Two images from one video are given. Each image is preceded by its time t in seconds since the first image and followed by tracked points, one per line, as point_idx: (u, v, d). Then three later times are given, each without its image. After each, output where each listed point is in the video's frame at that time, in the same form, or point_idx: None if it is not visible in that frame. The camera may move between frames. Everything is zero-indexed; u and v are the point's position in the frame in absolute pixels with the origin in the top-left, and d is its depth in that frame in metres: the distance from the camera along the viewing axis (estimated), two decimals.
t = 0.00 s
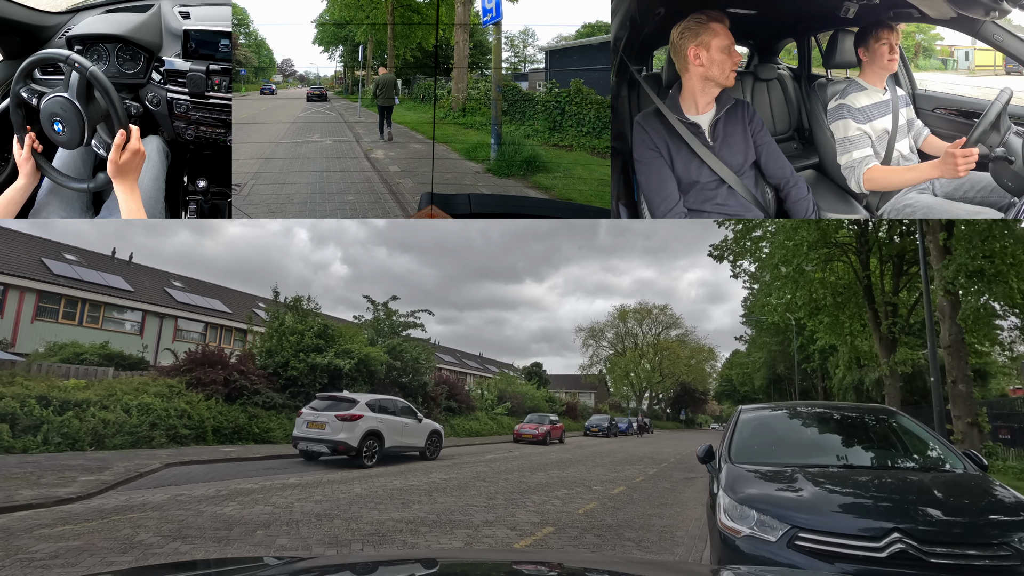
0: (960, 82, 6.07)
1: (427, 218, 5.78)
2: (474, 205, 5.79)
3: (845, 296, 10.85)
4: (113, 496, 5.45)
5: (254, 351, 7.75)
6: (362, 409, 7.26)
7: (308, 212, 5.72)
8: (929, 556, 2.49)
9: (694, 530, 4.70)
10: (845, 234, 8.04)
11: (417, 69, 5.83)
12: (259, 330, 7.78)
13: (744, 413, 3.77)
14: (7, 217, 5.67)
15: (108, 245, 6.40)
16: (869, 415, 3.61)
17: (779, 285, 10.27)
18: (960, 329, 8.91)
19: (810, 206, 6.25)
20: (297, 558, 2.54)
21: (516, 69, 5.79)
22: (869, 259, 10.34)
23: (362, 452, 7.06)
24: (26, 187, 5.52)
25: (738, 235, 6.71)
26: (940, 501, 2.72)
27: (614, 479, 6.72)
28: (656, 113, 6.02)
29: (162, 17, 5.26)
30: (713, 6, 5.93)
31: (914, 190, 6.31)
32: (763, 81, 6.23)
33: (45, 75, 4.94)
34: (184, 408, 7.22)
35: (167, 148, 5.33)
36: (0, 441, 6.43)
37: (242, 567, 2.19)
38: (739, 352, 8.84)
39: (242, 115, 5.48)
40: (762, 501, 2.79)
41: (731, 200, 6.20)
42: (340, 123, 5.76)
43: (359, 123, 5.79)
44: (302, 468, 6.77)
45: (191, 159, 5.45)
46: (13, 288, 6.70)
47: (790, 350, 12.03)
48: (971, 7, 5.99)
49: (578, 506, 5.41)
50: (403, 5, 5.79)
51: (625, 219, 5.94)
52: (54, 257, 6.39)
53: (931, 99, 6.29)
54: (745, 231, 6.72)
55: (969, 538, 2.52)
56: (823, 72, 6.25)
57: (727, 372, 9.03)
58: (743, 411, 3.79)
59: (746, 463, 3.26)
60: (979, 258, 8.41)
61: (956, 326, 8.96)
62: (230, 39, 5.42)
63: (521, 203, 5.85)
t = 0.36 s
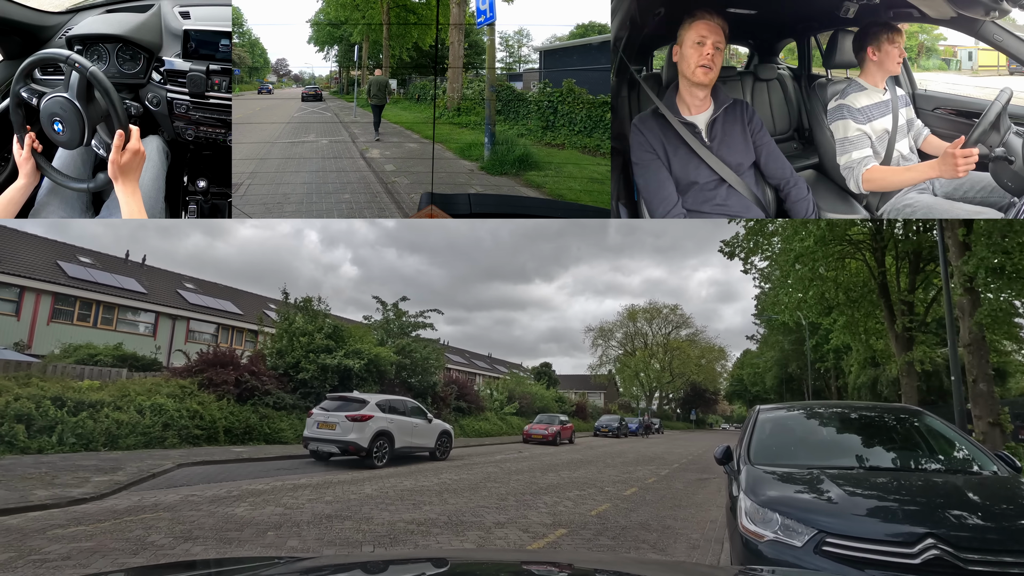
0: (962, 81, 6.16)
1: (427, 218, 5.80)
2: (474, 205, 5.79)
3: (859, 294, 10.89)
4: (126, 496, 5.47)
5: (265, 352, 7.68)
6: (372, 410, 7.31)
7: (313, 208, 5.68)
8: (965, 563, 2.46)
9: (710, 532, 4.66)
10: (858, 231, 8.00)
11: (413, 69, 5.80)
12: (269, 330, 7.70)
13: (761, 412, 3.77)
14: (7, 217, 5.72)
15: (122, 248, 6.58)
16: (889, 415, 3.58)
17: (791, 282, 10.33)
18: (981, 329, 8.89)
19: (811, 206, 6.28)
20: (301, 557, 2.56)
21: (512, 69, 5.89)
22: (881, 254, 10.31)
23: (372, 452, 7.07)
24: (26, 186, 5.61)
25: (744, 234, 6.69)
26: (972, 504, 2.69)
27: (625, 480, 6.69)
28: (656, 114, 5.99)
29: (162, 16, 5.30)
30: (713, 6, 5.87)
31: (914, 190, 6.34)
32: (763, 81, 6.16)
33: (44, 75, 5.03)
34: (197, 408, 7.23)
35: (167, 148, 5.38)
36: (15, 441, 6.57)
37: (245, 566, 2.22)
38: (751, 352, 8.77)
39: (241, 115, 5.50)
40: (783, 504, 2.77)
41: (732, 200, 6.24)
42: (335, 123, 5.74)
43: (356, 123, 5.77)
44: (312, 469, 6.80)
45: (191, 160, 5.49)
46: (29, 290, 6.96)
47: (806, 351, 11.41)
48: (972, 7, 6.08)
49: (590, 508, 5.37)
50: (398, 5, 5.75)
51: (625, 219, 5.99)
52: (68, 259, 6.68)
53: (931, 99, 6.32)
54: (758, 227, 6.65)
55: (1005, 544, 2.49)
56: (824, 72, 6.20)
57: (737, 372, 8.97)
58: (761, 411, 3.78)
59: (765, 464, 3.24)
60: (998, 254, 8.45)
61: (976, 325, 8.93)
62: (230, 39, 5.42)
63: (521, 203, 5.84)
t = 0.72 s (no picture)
0: (966, 82, 6.04)
1: (427, 218, 5.79)
2: (474, 205, 5.78)
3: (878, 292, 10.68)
4: (141, 497, 5.50)
5: (278, 353, 7.73)
6: (386, 410, 7.31)
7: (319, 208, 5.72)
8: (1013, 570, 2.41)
9: (731, 536, 4.60)
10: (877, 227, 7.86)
11: (408, 69, 5.85)
12: (284, 332, 7.74)
13: (787, 412, 3.74)
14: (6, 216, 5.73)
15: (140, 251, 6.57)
16: (918, 415, 3.52)
17: (810, 280, 10.09)
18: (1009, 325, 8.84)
19: (810, 206, 6.16)
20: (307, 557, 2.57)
21: (505, 69, 5.79)
22: (904, 250, 10.12)
23: (384, 453, 7.08)
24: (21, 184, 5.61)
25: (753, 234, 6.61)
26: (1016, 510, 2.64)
27: (641, 482, 6.62)
28: (656, 113, 5.95)
29: (162, 16, 5.35)
30: (712, 7, 5.88)
31: (914, 190, 6.25)
32: (763, 81, 6.13)
33: (45, 75, 4.94)
34: (212, 409, 7.30)
35: (167, 149, 5.40)
36: (35, 442, 6.46)
37: (246, 564, 2.27)
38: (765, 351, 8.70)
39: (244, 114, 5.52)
40: (816, 509, 2.75)
41: (731, 200, 6.16)
42: (329, 123, 5.79)
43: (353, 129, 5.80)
44: (325, 469, 6.84)
45: (191, 161, 5.51)
46: (50, 293, 6.80)
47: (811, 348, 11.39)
48: (972, 7, 5.97)
49: (606, 510, 5.33)
50: (392, 5, 5.72)
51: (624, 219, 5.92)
52: (88, 261, 6.65)
53: (931, 99, 6.22)
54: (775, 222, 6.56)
55: None
56: (823, 72, 6.20)
57: (753, 372, 8.83)
58: (788, 410, 3.76)
59: (792, 466, 3.22)
60: None
61: (1004, 322, 8.87)
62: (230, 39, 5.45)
63: (521, 203, 5.83)
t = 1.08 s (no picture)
0: (968, 82, 6.43)
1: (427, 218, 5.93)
2: (474, 205, 5.89)
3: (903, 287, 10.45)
4: (161, 497, 5.53)
5: (295, 353, 7.64)
6: (401, 410, 7.37)
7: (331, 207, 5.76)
8: None
9: (758, 540, 4.57)
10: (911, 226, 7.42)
11: (400, 69, 5.90)
12: (301, 333, 7.64)
13: (820, 413, 3.71)
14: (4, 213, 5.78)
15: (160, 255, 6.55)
16: (953, 412, 3.48)
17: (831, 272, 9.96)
18: None
19: (811, 206, 6.35)
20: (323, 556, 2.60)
21: (497, 69, 5.93)
22: (933, 248, 9.70)
23: (401, 453, 7.10)
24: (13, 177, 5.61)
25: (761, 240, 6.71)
26: None
27: (661, 483, 6.57)
28: (655, 114, 6.08)
29: (162, 16, 5.49)
30: (711, 6, 6.01)
31: (914, 190, 6.54)
32: (763, 81, 6.31)
33: (45, 75, 5.13)
34: (230, 409, 7.28)
35: (167, 149, 5.52)
36: (58, 442, 6.72)
37: (247, 565, 2.28)
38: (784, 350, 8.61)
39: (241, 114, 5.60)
40: (860, 517, 2.75)
41: (731, 200, 6.26)
42: (322, 123, 5.81)
43: (351, 134, 5.81)
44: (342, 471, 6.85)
45: (191, 161, 5.58)
46: (73, 295, 7.09)
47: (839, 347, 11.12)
48: (972, 7, 6.38)
49: (626, 513, 5.27)
50: (385, 5, 5.81)
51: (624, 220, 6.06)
52: (109, 265, 6.86)
53: (930, 99, 6.59)
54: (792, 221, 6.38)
55: None
56: (823, 72, 6.43)
57: (770, 372, 8.79)
58: (821, 411, 3.73)
59: (829, 469, 3.21)
60: None
61: None
62: (230, 39, 5.59)
63: (518, 203, 5.91)
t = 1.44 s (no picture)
0: (975, 83, 5.80)
1: (427, 217, 5.54)
2: (474, 205, 5.52)
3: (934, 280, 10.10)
4: (181, 499, 5.55)
5: (312, 355, 7.70)
6: (419, 411, 7.24)
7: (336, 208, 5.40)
8: None
9: (791, 545, 4.48)
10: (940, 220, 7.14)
11: (391, 68, 5.46)
12: (318, 335, 7.71)
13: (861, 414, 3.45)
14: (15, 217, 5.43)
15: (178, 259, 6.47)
16: (999, 413, 3.22)
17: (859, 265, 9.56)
18: None
19: (811, 206, 5.83)
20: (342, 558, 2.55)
21: (487, 69, 5.49)
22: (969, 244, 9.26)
23: (419, 455, 7.06)
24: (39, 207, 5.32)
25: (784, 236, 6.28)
26: None
27: (684, 485, 6.50)
28: (656, 114, 5.62)
29: (162, 16, 5.06)
30: (711, 6, 5.55)
31: (914, 190, 5.94)
32: (763, 82, 5.82)
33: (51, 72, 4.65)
34: (250, 411, 7.33)
35: (167, 149, 5.13)
36: (81, 443, 6.54)
37: (247, 566, 2.19)
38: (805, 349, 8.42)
39: (243, 115, 5.19)
40: (915, 521, 2.43)
41: (732, 200, 5.83)
42: (314, 123, 5.40)
43: (345, 137, 5.39)
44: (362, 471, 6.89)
45: (191, 161, 5.19)
46: (98, 300, 6.91)
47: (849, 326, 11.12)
48: (971, 6, 5.71)
49: (647, 516, 5.20)
50: (377, 5, 5.42)
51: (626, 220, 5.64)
52: (133, 270, 6.65)
53: (931, 99, 5.95)
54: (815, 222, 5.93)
55: None
56: (823, 72, 5.90)
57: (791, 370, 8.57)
58: (862, 410, 3.48)
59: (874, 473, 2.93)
60: None
61: None
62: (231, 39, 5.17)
63: (521, 203, 5.55)
